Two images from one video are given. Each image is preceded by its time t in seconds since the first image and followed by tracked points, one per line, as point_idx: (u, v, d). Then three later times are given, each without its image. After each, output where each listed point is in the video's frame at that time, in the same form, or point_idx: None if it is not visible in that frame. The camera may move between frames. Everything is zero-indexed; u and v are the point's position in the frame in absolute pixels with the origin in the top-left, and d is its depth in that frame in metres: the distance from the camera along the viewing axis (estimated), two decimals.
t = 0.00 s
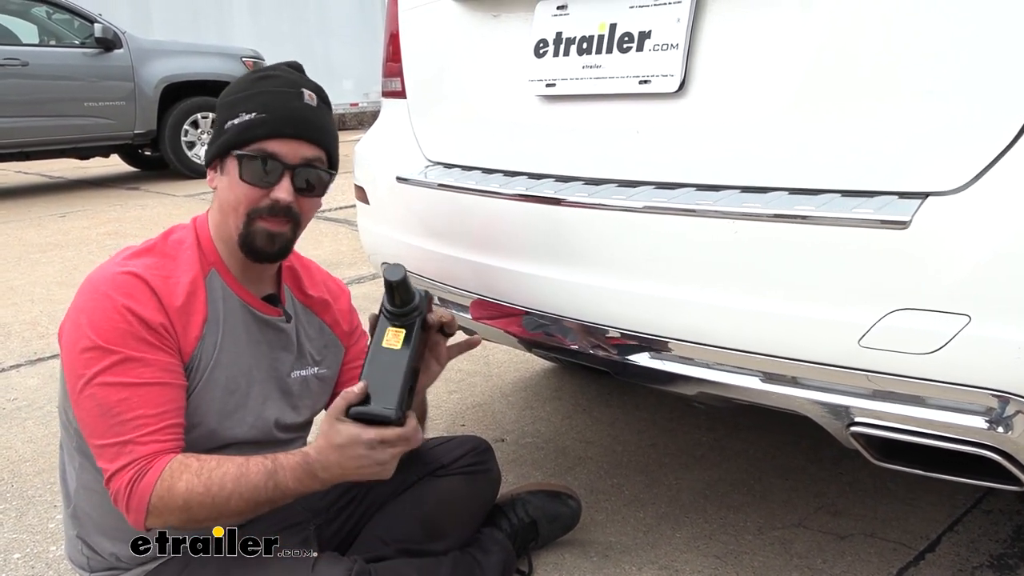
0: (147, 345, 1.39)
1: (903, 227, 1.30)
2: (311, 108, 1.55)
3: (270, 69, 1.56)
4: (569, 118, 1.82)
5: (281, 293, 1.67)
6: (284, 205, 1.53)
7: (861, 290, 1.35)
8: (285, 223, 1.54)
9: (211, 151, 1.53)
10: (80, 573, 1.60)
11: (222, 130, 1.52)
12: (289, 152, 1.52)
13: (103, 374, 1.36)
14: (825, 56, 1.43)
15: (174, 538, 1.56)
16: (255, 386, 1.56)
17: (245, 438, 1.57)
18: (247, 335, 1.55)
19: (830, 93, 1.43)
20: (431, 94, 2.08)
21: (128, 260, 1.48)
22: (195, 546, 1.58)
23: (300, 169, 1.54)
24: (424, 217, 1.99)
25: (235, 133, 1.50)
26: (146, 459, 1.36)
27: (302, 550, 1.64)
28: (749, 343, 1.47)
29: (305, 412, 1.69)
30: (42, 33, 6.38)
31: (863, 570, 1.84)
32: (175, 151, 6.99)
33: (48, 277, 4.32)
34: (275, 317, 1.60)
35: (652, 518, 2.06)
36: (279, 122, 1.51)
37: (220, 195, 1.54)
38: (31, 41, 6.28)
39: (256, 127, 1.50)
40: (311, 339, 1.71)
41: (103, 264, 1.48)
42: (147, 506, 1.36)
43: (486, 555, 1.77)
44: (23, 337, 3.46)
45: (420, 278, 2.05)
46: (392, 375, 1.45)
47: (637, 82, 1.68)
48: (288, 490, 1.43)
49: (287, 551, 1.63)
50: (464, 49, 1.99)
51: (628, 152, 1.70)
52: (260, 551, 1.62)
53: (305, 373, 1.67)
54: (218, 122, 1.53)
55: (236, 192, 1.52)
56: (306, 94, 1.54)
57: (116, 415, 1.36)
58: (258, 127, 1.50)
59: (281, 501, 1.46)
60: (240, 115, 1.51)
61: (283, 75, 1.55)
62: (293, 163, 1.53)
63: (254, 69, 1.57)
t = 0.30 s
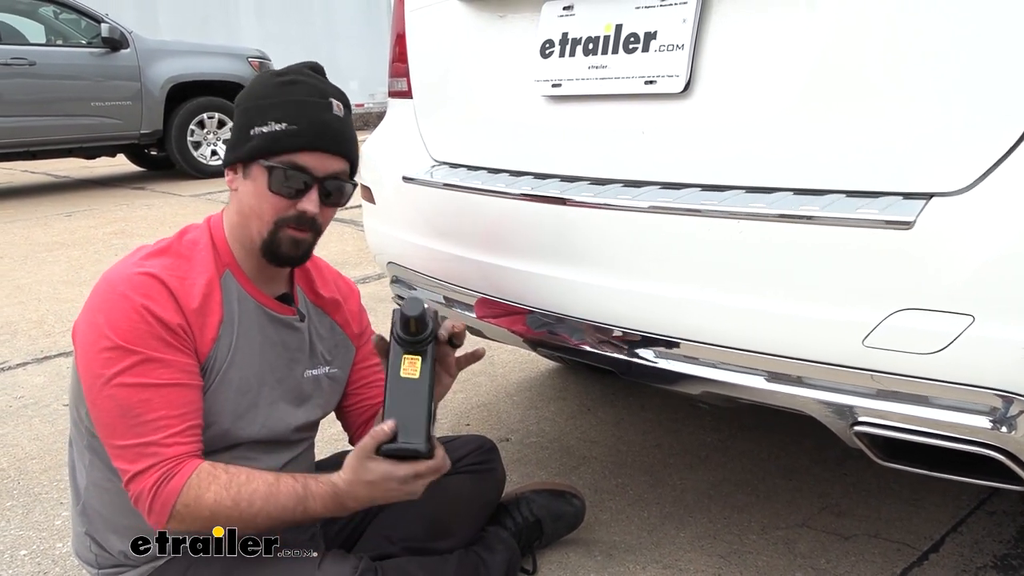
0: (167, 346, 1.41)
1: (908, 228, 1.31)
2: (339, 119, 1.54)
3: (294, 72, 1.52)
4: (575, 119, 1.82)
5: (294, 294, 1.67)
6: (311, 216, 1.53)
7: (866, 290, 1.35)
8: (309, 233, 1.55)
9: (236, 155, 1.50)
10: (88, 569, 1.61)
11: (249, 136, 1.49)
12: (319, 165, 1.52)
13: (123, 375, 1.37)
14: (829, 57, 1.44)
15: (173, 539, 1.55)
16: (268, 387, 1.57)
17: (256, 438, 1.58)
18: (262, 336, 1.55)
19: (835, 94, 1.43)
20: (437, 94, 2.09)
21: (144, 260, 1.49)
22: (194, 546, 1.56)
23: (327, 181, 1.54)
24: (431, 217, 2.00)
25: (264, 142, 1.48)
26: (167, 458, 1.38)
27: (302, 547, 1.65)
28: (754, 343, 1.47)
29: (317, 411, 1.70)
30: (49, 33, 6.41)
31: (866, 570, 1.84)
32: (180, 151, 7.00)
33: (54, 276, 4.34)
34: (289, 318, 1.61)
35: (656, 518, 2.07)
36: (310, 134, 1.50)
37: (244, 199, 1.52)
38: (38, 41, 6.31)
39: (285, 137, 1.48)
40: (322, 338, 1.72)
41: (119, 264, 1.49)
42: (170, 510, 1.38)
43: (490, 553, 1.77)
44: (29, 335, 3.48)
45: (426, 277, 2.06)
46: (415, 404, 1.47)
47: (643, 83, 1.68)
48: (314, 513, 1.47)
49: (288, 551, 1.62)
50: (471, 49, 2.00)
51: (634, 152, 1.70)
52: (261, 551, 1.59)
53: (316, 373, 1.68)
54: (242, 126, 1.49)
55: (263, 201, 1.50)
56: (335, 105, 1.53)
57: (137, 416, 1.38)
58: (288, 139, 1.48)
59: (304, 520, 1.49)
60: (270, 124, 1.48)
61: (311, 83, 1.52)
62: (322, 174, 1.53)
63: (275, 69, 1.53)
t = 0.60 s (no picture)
0: (187, 362, 1.43)
1: (914, 233, 1.31)
2: (364, 137, 1.54)
3: (317, 88, 1.49)
4: (582, 124, 1.83)
5: (306, 302, 1.68)
6: (340, 237, 1.53)
7: (873, 294, 1.35)
8: (335, 251, 1.56)
9: (262, 176, 1.47)
10: (98, 572, 1.63)
11: (276, 156, 1.46)
12: (349, 186, 1.52)
13: (143, 392, 1.40)
14: (835, 63, 1.44)
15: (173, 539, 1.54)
16: (283, 397, 1.59)
17: (270, 447, 1.60)
18: (277, 348, 1.57)
19: (841, 100, 1.44)
20: (445, 100, 2.10)
21: (160, 273, 1.49)
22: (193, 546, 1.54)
23: (354, 201, 1.54)
24: (439, 222, 2.01)
25: (295, 165, 1.46)
26: (188, 472, 1.42)
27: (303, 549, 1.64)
28: (761, 348, 1.48)
29: (329, 417, 1.72)
30: (60, 37, 6.45)
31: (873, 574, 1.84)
32: (189, 153, 7.04)
33: (64, 279, 4.37)
34: (303, 327, 1.62)
35: (663, 522, 2.07)
36: (341, 156, 1.49)
37: (270, 218, 1.50)
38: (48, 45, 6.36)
39: (317, 161, 1.47)
40: (332, 345, 1.73)
41: (134, 278, 1.50)
42: (193, 525, 1.42)
43: (498, 557, 1.78)
44: (40, 338, 3.50)
45: (434, 282, 2.07)
46: (432, 446, 1.55)
47: (650, 88, 1.69)
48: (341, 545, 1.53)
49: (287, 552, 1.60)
50: (478, 54, 2.01)
51: (641, 157, 1.71)
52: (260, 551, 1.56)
53: (328, 380, 1.69)
54: (268, 145, 1.46)
55: (294, 223, 1.49)
56: (360, 124, 1.53)
57: (159, 432, 1.41)
58: (319, 162, 1.47)
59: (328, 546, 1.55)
60: (300, 146, 1.46)
61: (336, 101, 1.51)
62: (350, 196, 1.53)
63: (295, 83, 1.49)
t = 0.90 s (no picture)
0: (182, 381, 1.43)
1: (916, 238, 1.31)
2: (362, 148, 1.54)
3: (312, 100, 1.49)
4: (585, 130, 1.83)
5: (308, 312, 1.69)
6: (341, 250, 1.54)
7: (876, 301, 1.35)
8: (337, 263, 1.56)
9: (261, 192, 1.47)
10: None
11: (275, 171, 1.47)
12: (348, 199, 1.52)
13: (138, 412, 1.40)
14: (837, 69, 1.44)
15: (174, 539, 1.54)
16: (283, 410, 1.60)
17: (271, 460, 1.61)
18: (277, 362, 1.57)
19: (843, 106, 1.44)
20: (448, 108, 2.11)
21: (159, 289, 1.50)
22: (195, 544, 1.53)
23: (354, 213, 1.55)
24: (442, 230, 2.01)
25: (294, 180, 1.46)
26: (182, 491, 1.43)
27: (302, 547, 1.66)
28: (764, 354, 1.48)
29: (330, 428, 1.73)
30: (66, 46, 6.49)
31: None
32: (195, 162, 7.06)
33: (70, 287, 4.39)
34: (304, 339, 1.62)
35: (668, 528, 2.07)
36: (338, 169, 1.50)
37: (270, 233, 1.51)
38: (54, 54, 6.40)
39: (316, 175, 1.48)
40: (334, 354, 1.74)
41: (133, 292, 1.50)
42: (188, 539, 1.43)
43: (501, 564, 1.78)
44: (46, 346, 3.51)
45: (438, 289, 2.07)
46: (426, 462, 1.46)
47: (652, 95, 1.70)
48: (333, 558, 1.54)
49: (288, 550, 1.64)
50: (481, 62, 2.01)
51: (644, 164, 1.71)
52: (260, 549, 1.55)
53: (328, 390, 1.70)
54: (266, 161, 1.47)
55: (294, 238, 1.50)
56: (357, 135, 1.53)
57: (154, 452, 1.42)
58: (318, 176, 1.48)
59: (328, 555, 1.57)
60: (297, 161, 1.47)
61: (332, 112, 1.51)
62: (350, 208, 1.53)
63: (289, 96, 1.49)
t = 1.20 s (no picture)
0: (190, 380, 1.43)
1: (919, 243, 1.31)
2: (374, 158, 1.55)
3: (328, 107, 1.50)
4: (588, 135, 1.84)
5: (313, 316, 1.69)
6: (347, 256, 1.54)
7: (878, 305, 1.35)
8: (343, 270, 1.57)
9: (270, 196, 1.48)
10: None
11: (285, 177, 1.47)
12: (358, 207, 1.53)
13: (148, 412, 1.40)
14: (841, 75, 1.44)
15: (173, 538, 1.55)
16: (290, 413, 1.60)
17: (278, 464, 1.61)
18: (284, 364, 1.58)
19: (845, 111, 1.44)
20: (451, 112, 2.11)
21: (165, 291, 1.50)
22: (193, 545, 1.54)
23: (363, 221, 1.55)
24: (445, 234, 2.02)
25: (303, 185, 1.47)
26: (191, 489, 1.42)
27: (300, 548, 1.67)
28: (767, 358, 1.48)
29: (336, 432, 1.73)
30: (69, 51, 6.51)
31: None
32: (197, 165, 7.08)
33: (73, 290, 4.40)
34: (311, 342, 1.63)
35: (670, 533, 2.06)
36: (349, 178, 1.50)
37: (278, 237, 1.52)
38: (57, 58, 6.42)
39: (326, 182, 1.48)
40: (339, 358, 1.75)
41: (140, 295, 1.51)
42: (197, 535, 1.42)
43: (503, 568, 1.79)
44: (48, 349, 3.52)
45: (441, 293, 2.08)
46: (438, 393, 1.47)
47: (655, 100, 1.70)
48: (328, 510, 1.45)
49: (288, 551, 1.65)
50: (484, 67, 2.02)
51: (647, 168, 1.71)
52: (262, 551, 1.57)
53: (335, 394, 1.71)
54: (277, 165, 1.47)
55: (301, 243, 1.51)
56: (370, 145, 1.53)
57: (165, 451, 1.41)
58: (328, 183, 1.48)
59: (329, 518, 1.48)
60: (308, 167, 1.47)
61: (347, 120, 1.51)
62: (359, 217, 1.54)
63: (305, 102, 1.50)
